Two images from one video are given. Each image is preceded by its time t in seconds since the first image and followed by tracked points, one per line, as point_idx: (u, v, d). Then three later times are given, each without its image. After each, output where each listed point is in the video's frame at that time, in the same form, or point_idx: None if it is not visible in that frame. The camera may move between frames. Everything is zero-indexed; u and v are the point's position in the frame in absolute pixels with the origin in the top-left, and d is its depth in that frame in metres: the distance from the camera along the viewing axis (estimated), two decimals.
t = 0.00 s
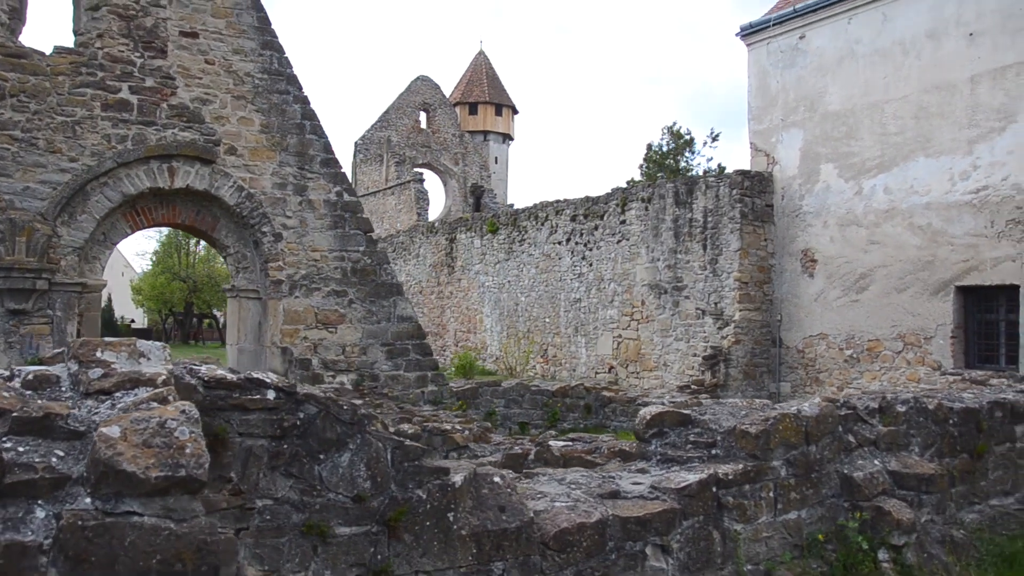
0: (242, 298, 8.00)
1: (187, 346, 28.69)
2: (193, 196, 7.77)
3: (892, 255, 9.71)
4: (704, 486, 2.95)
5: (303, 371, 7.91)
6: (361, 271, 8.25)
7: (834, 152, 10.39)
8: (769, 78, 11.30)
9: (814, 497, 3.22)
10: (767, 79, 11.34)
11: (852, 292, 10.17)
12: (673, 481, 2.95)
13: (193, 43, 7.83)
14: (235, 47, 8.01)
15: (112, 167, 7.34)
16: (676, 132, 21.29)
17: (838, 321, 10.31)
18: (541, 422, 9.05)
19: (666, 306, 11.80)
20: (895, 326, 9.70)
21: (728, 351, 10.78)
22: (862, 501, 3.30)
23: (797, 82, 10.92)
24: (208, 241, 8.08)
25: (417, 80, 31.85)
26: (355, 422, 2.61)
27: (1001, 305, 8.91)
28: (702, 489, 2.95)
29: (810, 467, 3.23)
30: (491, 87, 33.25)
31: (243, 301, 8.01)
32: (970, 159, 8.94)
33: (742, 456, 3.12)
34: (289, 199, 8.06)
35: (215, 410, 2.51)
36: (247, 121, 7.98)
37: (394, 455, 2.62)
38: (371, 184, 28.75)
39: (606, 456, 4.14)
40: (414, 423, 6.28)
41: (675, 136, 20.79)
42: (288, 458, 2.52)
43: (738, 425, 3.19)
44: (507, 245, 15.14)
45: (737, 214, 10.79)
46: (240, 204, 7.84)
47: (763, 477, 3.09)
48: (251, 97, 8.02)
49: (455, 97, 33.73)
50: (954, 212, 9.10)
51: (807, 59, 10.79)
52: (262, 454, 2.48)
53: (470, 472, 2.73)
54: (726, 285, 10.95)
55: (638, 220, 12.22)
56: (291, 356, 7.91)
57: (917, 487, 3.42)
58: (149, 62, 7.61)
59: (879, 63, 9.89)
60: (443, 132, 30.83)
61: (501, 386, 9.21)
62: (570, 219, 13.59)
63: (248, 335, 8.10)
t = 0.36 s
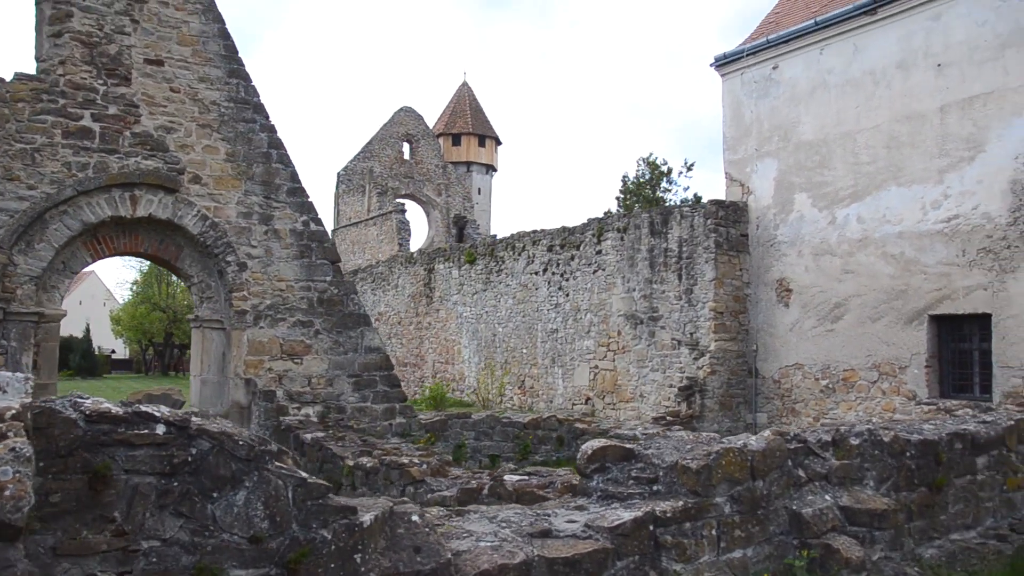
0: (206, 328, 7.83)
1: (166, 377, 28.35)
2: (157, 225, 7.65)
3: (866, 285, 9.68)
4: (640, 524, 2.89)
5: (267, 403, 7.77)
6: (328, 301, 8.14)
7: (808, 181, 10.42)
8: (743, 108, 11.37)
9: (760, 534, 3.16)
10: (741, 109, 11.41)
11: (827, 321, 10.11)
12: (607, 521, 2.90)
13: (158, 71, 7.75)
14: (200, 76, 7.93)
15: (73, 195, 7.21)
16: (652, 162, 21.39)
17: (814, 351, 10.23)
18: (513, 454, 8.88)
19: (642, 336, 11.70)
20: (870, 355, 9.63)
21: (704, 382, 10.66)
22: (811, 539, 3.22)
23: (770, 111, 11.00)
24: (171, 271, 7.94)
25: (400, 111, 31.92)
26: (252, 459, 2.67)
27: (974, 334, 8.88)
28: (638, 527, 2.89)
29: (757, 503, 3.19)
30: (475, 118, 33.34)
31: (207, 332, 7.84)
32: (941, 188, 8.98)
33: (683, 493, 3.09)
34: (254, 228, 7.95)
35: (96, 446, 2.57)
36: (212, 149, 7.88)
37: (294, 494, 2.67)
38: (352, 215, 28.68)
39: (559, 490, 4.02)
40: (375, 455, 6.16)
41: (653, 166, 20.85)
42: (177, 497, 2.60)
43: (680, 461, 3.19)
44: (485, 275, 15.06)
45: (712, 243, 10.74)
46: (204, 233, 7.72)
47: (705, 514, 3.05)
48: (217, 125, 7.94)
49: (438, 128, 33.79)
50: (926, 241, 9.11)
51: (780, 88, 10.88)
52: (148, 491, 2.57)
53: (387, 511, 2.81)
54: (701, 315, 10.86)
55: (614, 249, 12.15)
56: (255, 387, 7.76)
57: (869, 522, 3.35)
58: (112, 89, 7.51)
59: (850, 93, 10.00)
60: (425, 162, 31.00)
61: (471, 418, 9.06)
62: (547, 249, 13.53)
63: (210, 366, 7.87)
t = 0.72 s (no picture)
0: (168, 358, 7.63)
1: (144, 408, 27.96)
2: (119, 251, 7.48)
3: (843, 315, 9.59)
4: (575, 562, 2.75)
5: (230, 434, 7.55)
6: (295, 329, 7.98)
7: (784, 211, 10.38)
8: (720, 137, 11.37)
9: (710, 572, 3.02)
10: (717, 138, 11.41)
11: (804, 351, 9.99)
12: (541, 557, 2.75)
13: (123, 95, 7.61)
14: (167, 100, 7.80)
15: (32, 220, 6.99)
16: (628, 195, 21.39)
17: (792, 382, 10.10)
18: (483, 487, 8.60)
19: (619, 367, 11.56)
20: (847, 386, 9.52)
21: (681, 413, 10.49)
22: None
23: (746, 140, 10.99)
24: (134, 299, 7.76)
25: (384, 142, 31.89)
26: (139, 491, 2.60)
27: (951, 364, 8.78)
28: (572, 565, 2.75)
29: (704, 538, 3.06)
30: (458, 150, 33.37)
31: (169, 362, 7.63)
32: (916, 217, 8.99)
33: (625, 528, 2.97)
34: (219, 256, 7.80)
35: None
36: (177, 175, 7.73)
37: (187, 529, 2.62)
38: (334, 245, 28.51)
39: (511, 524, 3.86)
40: (336, 488, 5.98)
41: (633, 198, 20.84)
42: (53, 531, 2.50)
43: (623, 496, 3.07)
44: (463, 305, 14.94)
45: (689, 273, 10.64)
46: (167, 260, 7.56)
47: (648, 551, 2.91)
48: (183, 150, 7.79)
49: (422, 159, 33.79)
50: (902, 270, 9.07)
51: (756, 117, 10.91)
52: (20, 525, 2.46)
53: (297, 547, 2.77)
54: (678, 346, 10.73)
55: (591, 279, 12.05)
56: (218, 418, 7.56)
57: (826, 559, 3.23)
58: (75, 113, 7.34)
59: (825, 122, 10.04)
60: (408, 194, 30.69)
61: (442, 450, 8.87)
62: (525, 279, 13.42)
63: (172, 396, 7.66)
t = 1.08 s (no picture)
0: (124, 383, 7.42)
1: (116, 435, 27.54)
2: (73, 273, 7.29)
3: (815, 341, 9.49)
4: None
5: (186, 462, 7.32)
6: (256, 354, 7.81)
7: (757, 237, 10.31)
8: (693, 163, 11.35)
9: None
10: (691, 164, 11.39)
11: (776, 379, 9.88)
12: None
13: (81, 114, 7.45)
14: (126, 120, 7.65)
15: None
16: (604, 221, 21.40)
17: (764, 410, 9.97)
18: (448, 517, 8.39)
19: (591, 395, 11.41)
20: (820, 414, 9.40)
21: (653, 442, 10.33)
22: None
23: (719, 166, 10.97)
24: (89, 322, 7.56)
25: (363, 169, 31.79)
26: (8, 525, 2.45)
27: (923, 391, 8.68)
28: None
29: (642, 572, 2.98)
30: (438, 177, 33.34)
31: (125, 387, 7.42)
32: (887, 243, 8.98)
33: (557, 563, 2.95)
34: (178, 278, 7.63)
35: None
36: (136, 196, 7.57)
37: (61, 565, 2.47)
38: (311, 271, 28.32)
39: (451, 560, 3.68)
40: (289, 517, 5.80)
41: (609, 226, 20.85)
42: None
43: (555, 528, 3.05)
44: (436, 331, 14.79)
45: (661, 299, 10.55)
46: (124, 282, 7.37)
47: None
48: (142, 171, 7.63)
49: (402, 186, 33.71)
50: (873, 296, 9.01)
51: (728, 143, 10.91)
52: None
53: None
54: (650, 373, 10.60)
55: (564, 306, 11.94)
56: (174, 445, 7.34)
57: None
58: (30, 131, 7.17)
59: (797, 148, 10.06)
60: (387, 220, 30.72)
61: (406, 478, 8.67)
62: (498, 305, 13.29)
63: (127, 424, 7.44)
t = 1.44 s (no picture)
0: (64, 403, 7.20)
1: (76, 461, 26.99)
2: (13, 289, 7.09)
3: (776, 363, 9.40)
4: None
5: (129, 485, 7.06)
6: (203, 374, 7.60)
7: (720, 258, 10.23)
8: (656, 185, 11.30)
9: None
10: (653, 186, 11.34)
11: (738, 401, 9.76)
12: None
13: (24, 127, 7.28)
14: (72, 134, 7.48)
15: None
16: (572, 245, 21.40)
17: (726, 432, 9.85)
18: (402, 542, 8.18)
19: (553, 418, 11.26)
20: (781, 436, 9.29)
21: (614, 465, 10.19)
22: None
23: (682, 188, 10.92)
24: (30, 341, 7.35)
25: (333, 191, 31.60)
26: None
27: (885, 413, 8.60)
28: None
29: None
30: (409, 200, 33.26)
31: (65, 407, 7.20)
32: (847, 263, 8.94)
33: None
34: (123, 296, 7.43)
35: None
36: (80, 211, 7.38)
37: None
38: (279, 293, 28.01)
39: None
40: (227, 541, 5.61)
41: (576, 248, 20.83)
42: None
43: (465, 550, 2.90)
44: (400, 354, 14.61)
45: (623, 320, 10.44)
46: (65, 299, 7.16)
47: None
48: (88, 185, 7.45)
49: (372, 209, 33.55)
50: (834, 317, 8.94)
51: (691, 164, 10.86)
52: None
53: None
54: (612, 395, 10.47)
55: (527, 328, 11.82)
56: (116, 468, 7.11)
57: None
58: None
59: (759, 168, 10.03)
60: (358, 244, 30.27)
61: (359, 502, 8.44)
62: (461, 327, 13.15)
63: (67, 445, 7.23)
